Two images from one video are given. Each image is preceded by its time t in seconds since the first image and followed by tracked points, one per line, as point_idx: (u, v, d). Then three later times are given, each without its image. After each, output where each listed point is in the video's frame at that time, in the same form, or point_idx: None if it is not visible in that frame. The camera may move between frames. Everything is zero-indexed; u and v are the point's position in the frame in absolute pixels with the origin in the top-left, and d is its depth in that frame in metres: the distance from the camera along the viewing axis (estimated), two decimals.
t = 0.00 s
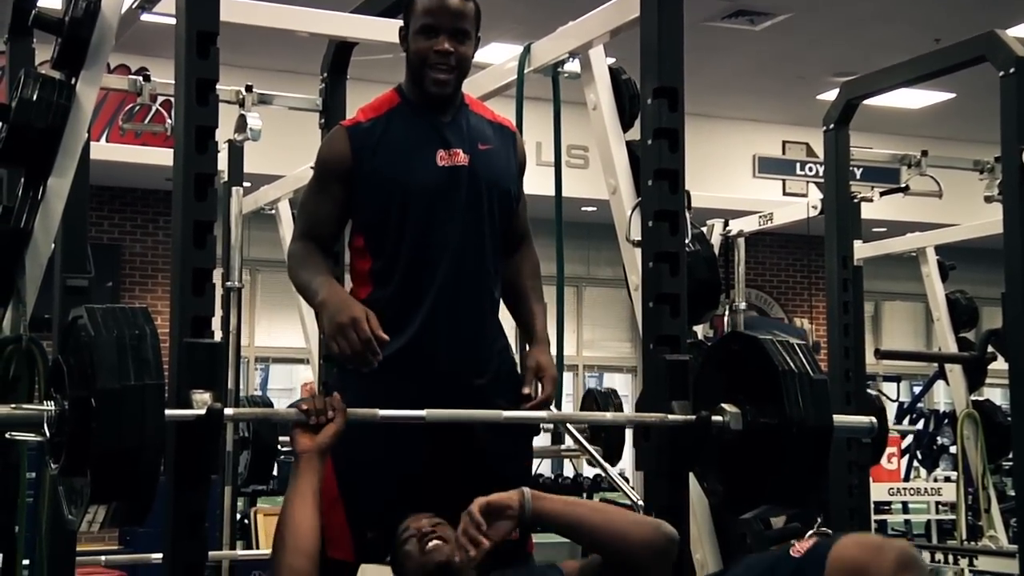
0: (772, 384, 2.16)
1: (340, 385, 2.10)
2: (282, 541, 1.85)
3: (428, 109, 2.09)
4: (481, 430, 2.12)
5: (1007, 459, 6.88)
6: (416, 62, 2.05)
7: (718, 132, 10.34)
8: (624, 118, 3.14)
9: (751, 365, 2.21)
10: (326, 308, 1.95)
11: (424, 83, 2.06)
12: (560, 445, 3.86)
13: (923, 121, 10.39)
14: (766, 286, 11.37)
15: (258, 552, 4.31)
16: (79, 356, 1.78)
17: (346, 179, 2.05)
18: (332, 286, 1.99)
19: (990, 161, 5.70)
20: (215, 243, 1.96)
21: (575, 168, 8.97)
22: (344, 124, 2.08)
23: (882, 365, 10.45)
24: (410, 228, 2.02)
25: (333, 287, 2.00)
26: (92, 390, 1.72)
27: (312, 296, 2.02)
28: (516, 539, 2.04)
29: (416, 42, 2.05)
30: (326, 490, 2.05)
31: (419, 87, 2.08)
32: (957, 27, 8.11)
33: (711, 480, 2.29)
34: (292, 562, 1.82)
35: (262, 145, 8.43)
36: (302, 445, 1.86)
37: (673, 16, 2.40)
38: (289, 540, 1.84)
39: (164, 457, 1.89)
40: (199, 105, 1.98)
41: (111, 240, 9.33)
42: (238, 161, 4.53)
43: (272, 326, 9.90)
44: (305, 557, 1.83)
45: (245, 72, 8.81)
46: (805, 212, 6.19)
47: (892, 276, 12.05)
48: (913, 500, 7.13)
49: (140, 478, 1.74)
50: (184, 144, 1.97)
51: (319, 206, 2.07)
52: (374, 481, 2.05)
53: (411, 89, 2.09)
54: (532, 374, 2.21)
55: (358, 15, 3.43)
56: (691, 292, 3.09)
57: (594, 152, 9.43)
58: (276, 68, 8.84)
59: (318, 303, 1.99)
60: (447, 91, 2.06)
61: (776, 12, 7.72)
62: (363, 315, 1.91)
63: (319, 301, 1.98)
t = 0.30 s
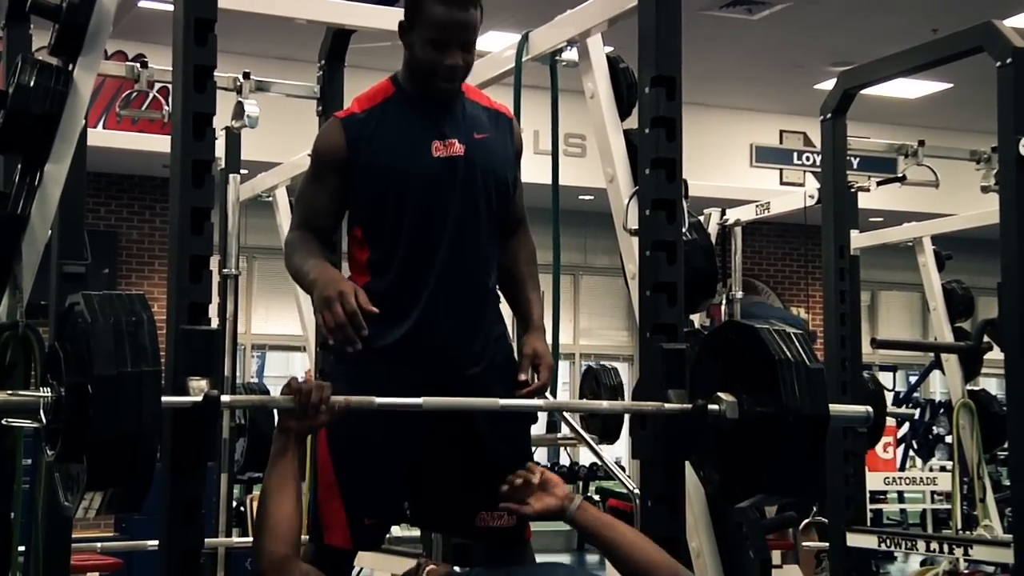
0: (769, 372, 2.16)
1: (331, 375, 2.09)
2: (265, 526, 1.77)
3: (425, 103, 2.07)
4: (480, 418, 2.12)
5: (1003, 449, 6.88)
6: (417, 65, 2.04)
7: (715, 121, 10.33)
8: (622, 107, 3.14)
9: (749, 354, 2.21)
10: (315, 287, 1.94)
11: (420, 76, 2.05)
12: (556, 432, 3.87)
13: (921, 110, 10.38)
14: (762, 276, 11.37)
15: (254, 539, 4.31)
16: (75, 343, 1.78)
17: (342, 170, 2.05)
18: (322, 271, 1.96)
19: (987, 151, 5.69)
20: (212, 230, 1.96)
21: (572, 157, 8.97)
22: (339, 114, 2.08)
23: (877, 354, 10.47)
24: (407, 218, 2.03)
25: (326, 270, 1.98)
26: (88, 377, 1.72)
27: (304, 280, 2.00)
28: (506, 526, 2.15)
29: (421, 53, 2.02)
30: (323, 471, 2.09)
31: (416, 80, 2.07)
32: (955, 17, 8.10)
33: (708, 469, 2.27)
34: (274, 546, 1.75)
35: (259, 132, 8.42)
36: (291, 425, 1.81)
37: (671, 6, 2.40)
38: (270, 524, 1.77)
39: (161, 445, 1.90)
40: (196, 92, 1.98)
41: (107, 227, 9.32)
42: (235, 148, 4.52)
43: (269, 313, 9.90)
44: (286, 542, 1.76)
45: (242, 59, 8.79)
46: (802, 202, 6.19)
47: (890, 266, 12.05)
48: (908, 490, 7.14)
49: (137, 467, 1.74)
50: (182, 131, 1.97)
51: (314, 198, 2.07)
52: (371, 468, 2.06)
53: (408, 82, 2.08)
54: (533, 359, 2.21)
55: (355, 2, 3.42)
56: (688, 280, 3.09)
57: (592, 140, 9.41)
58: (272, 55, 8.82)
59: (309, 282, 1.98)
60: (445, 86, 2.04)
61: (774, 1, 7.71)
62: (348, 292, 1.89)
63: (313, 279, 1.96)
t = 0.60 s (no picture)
0: (768, 381, 2.16)
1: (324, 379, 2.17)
2: (261, 529, 1.77)
3: (436, 143, 2.11)
4: (476, 429, 2.13)
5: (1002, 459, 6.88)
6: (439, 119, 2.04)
7: (714, 130, 10.34)
8: (621, 116, 3.14)
9: (749, 363, 2.21)
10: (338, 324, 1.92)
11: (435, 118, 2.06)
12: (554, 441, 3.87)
13: (920, 120, 10.39)
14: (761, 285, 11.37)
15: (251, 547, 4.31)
16: (75, 350, 1.78)
17: (349, 199, 2.10)
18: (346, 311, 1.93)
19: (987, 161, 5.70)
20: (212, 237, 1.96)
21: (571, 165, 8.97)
22: (350, 136, 2.12)
23: (876, 363, 10.47)
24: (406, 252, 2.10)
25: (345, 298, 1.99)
26: (87, 384, 1.72)
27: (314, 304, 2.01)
28: (507, 530, 2.16)
29: (440, 108, 2.02)
30: (310, 483, 2.10)
31: (429, 119, 2.09)
32: (954, 27, 8.11)
33: (706, 478, 2.27)
34: (270, 549, 1.76)
35: (258, 139, 8.43)
36: (287, 431, 1.83)
37: (671, 16, 2.41)
38: (266, 529, 1.77)
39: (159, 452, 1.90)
40: (196, 101, 1.99)
41: (106, 234, 9.32)
42: (235, 156, 4.52)
43: (268, 321, 9.89)
44: (282, 544, 1.76)
45: (242, 67, 8.80)
46: (801, 211, 6.19)
47: (889, 275, 12.05)
48: (907, 499, 7.13)
49: (136, 473, 1.74)
50: (182, 138, 1.98)
51: (317, 219, 2.10)
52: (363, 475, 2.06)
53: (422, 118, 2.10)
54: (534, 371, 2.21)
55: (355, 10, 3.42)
56: (687, 289, 3.10)
57: (591, 149, 9.41)
58: (272, 63, 8.83)
59: (327, 314, 1.97)
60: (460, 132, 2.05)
61: (774, 10, 7.72)
62: (380, 328, 1.89)
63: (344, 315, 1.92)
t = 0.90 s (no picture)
0: (767, 373, 2.16)
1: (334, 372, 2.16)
2: (259, 526, 1.76)
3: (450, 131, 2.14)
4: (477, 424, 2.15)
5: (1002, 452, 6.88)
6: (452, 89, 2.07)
7: (713, 123, 10.33)
8: (621, 108, 3.14)
9: (747, 356, 2.21)
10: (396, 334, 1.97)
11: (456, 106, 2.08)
12: (554, 433, 3.88)
13: (920, 113, 10.38)
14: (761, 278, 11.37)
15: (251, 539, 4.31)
16: (76, 341, 1.78)
17: (369, 190, 2.10)
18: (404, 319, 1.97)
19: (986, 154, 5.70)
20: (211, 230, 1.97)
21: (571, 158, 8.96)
22: (365, 126, 2.12)
23: (875, 357, 10.47)
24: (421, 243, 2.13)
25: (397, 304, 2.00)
26: (87, 375, 1.72)
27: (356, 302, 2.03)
28: (507, 521, 2.15)
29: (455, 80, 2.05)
30: (316, 476, 2.10)
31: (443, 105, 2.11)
32: (955, 20, 8.11)
33: (706, 470, 2.27)
34: (270, 545, 1.73)
35: (258, 131, 8.43)
36: (289, 425, 1.84)
37: (671, 10, 2.41)
38: (265, 522, 1.76)
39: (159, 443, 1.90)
40: (197, 93, 1.99)
41: (107, 227, 9.32)
42: (234, 149, 4.51)
43: (268, 313, 9.89)
44: (281, 542, 1.74)
45: (242, 59, 8.80)
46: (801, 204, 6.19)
47: (889, 269, 12.05)
48: (907, 493, 7.13)
49: (137, 465, 1.75)
50: (181, 131, 1.98)
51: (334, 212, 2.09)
52: (364, 468, 2.07)
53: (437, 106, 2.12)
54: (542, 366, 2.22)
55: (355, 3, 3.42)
56: (687, 282, 3.10)
57: (591, 142, 9.41)
58: (272, 55, 8.82)
59: (379, 322, 1.99)
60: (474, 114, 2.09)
61: (774, 3, 7.72)
62: (439, 335, 1.96)
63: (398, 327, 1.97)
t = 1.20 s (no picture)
0: (778, 366, 2.16)
1: (347, 371, 2.12)
2: (275, 524, 1.74)
3: (454, 108, 2.11)
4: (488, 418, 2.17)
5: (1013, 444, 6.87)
6: (439, 54, 2.09)
7: (724, 116, 10.32)
8: (631, 101, 3.14)
9: (758, 350, 2.22)
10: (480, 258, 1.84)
11: (448, 71, 2.09)
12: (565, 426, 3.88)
13: (932, 105, 10.35)
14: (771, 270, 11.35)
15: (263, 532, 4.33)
16: (87, 335, 1.79)
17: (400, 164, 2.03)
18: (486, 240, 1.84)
19: (998, 146, 5.68)
20: (222, 223, 1.98)
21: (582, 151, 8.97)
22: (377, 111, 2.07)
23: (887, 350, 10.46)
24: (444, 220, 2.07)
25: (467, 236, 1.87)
26: (98, 368, 1.72)
27: (412, 210, 1.82)
28: (517, 514, 2.19)
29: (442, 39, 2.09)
30: (325, 474, 2.08)
31: (443, 81, 2.10)
32: (967, 11, 8.09)
33: (715, 463, 2.30)
34: (284, 545, 1.71)
35: (269, 125, 8.44)
36: (304, 423, 1.85)
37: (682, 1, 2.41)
38: (280, 520, 1.74)
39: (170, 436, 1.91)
40: (207, 86, 1.99)
41: (118, 220, 9.33)
42: (245, 142, 4.50)
43: (280, 306, 9.90)
44: (293, 541, 1.72)
45: (253, 52, 8.81)
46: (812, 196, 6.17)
47: (900, 261, 12.03)
48: (919, 485, 7.12)
49: (147, 457, 1.75)
50: (192, 126, 1.98)
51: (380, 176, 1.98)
52: (375, 463, 2.06)
53: (436, 82, 2.10)
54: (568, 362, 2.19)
55: None
56: (698, 275, 3.09)
57: (602, 134, 9.40)
58: (283, 48, 8.83)
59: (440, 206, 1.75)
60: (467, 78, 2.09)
61: None
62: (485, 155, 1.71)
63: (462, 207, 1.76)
